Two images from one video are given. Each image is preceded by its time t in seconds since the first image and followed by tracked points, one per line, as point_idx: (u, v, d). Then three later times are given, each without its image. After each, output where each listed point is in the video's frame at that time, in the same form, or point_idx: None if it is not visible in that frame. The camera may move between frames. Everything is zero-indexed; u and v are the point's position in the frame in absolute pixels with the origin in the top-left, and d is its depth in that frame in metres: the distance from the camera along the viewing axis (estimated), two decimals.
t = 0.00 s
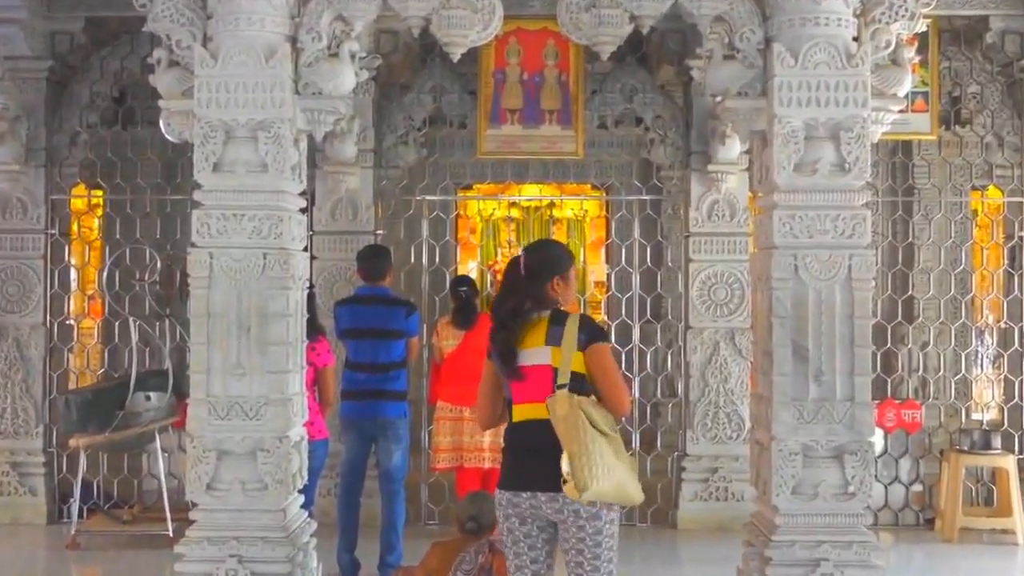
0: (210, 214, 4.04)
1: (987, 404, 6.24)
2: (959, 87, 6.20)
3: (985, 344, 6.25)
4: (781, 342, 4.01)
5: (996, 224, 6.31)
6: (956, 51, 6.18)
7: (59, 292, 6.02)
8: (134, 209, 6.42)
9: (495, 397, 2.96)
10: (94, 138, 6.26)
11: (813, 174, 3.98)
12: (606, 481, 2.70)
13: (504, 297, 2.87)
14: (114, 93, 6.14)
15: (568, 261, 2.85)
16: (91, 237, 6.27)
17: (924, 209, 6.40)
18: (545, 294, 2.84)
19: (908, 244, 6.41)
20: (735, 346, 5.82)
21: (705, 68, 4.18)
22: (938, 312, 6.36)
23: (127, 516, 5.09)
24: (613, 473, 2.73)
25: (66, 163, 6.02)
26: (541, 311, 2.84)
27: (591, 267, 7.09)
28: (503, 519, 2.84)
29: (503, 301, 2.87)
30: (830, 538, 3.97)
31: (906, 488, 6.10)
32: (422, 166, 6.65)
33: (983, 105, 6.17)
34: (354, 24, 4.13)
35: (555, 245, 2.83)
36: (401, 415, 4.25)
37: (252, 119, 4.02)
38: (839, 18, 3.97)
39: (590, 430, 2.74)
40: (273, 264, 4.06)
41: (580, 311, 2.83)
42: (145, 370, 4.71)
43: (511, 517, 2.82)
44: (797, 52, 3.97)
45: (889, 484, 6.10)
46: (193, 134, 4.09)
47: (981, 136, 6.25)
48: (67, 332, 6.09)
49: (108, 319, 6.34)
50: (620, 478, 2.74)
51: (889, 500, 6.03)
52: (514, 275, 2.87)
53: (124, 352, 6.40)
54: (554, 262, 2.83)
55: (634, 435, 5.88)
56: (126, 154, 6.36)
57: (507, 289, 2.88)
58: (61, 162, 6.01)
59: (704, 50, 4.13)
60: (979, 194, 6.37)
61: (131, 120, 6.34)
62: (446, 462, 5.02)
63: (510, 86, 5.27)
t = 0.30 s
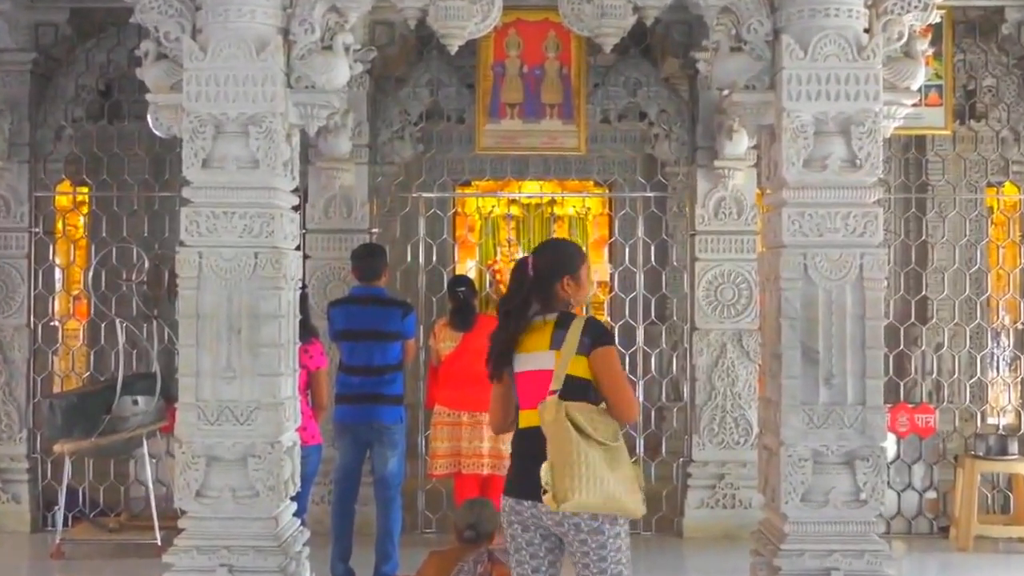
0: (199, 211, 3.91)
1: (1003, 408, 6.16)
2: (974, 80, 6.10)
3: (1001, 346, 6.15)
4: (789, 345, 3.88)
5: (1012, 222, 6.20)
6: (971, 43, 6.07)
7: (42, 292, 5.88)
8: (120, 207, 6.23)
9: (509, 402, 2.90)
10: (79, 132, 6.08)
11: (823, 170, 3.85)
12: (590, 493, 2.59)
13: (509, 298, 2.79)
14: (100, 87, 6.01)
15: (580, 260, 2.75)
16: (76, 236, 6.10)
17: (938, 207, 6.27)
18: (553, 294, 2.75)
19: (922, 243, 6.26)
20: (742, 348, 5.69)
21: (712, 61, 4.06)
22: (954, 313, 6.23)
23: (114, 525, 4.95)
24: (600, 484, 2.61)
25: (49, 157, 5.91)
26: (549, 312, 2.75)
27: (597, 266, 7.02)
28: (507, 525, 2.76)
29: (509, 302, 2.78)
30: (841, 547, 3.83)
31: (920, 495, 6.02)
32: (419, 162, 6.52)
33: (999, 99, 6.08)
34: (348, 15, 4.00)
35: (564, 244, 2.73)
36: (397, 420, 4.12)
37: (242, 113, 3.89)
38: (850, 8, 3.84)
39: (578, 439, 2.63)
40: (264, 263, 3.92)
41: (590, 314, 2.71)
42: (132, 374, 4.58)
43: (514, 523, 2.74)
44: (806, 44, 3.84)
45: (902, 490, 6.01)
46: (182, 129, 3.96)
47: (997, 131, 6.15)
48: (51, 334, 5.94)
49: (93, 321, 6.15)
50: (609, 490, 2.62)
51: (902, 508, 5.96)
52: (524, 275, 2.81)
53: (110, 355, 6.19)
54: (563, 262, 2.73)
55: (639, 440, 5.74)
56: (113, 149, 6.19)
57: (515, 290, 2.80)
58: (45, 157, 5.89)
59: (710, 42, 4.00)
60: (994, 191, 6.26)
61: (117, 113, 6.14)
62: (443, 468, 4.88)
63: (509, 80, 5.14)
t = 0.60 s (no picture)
0: (188, 209, 3.79)
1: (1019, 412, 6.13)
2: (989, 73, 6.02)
3: (1017, 347, 6.16)
4: (799, 346, 3.75)
5: None
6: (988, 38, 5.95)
7: (26, 292, 5.70)
8: (105, 204, 6.23)
9: (529, 407, 2.86)
10: (65, 128, 5.99)
11: (833, 166, 3.72)
12: (585, 512, 2.60)
13: (527, 298, 2.79)
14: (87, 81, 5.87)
15: (599, 258, 2.72)
16: (61, 235, 6.01)
17: (952, 204, 6.31)
18: (572, 293, 2.73)
19: (935, 241, 6.34)
20: (750, 350, 5.55)
21: (718, 54, 3.94)
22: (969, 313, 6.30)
23: (100, 534, 4.83)
24: (598, 502, 2.61)
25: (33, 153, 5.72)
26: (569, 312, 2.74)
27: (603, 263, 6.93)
28: (526, 535, 2.79)
29: (526, 302, 2.78)
30: (853, 556, 3.70)
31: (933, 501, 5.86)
32: (416, 157, 6.64)
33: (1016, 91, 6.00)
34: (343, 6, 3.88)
35: (582, 244, 2.72)
36: (393, 425, 3.99)
37: (233, 107, 3.76)
38: None
39: (576, 455, 2.64)
40: (256, 262, 3.79)
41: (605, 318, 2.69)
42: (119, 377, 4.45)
43: (533, 532, 2.77)
44: (816, 36, 3.71)
45: (915, 497, 5.81)
46: (171, 124, 3.83)
47: (1013, 124, 6.10)
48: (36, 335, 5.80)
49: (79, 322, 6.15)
50: (608, 506, 2.61)
51: (915, 515, 5.73)
52: (544, 274, 2.81)
53: (96, 356, 6.20)
54: (581, 260, 2.71)
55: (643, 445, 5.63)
56: (99, 145, 6.14)
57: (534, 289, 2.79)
58: (30, 153, 5.72)
59: (717, 34, 3.88)
60: (1011, 188, 6.30)
61: (104, 109, 6.13)
62: (441, 474, 4.75)
63: (509, 72, 5.03)
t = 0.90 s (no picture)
0: (177, 206, 3.66)
1: None
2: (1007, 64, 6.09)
3: None
4: (807, 348, 3.63)
5: None
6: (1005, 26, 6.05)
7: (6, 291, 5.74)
8: (94, 200, 6.08)
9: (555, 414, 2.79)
10: (50, 122, 5.93)
11: (844, 162, 3.60)
12: (592, 530, 2.57)
13: (548, 301, 2.70)
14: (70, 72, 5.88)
15: (623, 257, 2.62)
16: (46, 233, 5.94)
17: (966, 202, 6.21)
18: (596, 295, 2.63)
19: (949, 241, 6.24)
20: (758, 352, 5.43)
21: (725, 46, 3.82)
22: (985, 317, 6.18)
23: (86, 541, 4.68)
24: (607, 519, 2.56)
25: (18, 149, 5.82)
26: (595, 316, 2.64)
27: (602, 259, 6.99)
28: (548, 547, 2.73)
29: (547, 305, 2.70)
30: (864, 565, 3.58)
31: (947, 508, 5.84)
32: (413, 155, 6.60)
33: None
34: None
35: (605, 242, 2.62)
36: (389, 429, 3.87)
37: (223, 101, 3.64)
38: None
39: (585, 471, 2.59)
40: (247, 261, 3.67)
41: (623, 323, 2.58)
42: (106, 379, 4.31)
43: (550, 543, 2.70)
44: (826, 28, 3.59)
45: (929, 504, 5.88)
46: (159, 118, 3.71)
47: None
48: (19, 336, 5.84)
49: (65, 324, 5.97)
50: (620, 523, 2.56)
51: (928, 524, 5.79)
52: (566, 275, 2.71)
53: (82, 358, 6.01)
54: (604, 260, 2.61)
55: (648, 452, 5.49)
56: (85, 140, 6.04)
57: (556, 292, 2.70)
58: (12, 148, 5.81)
59: (723, 25, 3.76)
60: None
61: (91, 101, 6.01)
62: (439, 480, 4.63)
63: (508, 65, 4.94)
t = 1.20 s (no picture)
0: (166, 203, 3.55)
1: None
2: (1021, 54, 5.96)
3: None
4: (816, 350, 3.51)
5: None
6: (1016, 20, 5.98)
7: None
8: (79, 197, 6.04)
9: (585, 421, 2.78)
10: (36, 116, 6.01)
11: (854, 158, 3.49)
12: (606, 541, 2.55)
13: (573, 302, 2.66)
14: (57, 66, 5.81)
15: (649, 257, 2.59)
16: (30, 231, 5.90)
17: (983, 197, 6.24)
18: (622, 297, 2.59)
19: (964, 238, 6.29)
20: (765, 354, 5.31)
21: (731, 38, 3.71)
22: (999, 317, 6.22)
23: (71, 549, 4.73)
24: (622, 530, 2.55)
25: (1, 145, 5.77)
26: (622, 319, 2.60)
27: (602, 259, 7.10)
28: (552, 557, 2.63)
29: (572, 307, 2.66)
30: None
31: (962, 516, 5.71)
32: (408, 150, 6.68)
33: None
34: None
35: (632, 242, 2.59)
36: (384, 433, 3.77)
37: (214, 95, 3.53)
38: None
39: (601, 480, 2.59)
40: (239, 260, 3.55)
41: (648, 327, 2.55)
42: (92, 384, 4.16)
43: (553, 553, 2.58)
44: (836, 20, 3.48)
45: (943, 511, 5.69)
46: (148, 112, 3.60)
47: None
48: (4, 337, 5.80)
49: (49, 324, 5.98)
50: (636, 534, 2.55)
51: (943, 531, 5.59)
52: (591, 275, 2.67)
53: (66, 360, 5.98)
54: (631, 260, 2.58)
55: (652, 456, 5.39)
56: (71, 134, 6.14)
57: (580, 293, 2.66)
58: None
59: (730, 17, 3.66)
60: None
61: (78, 95, 6.10)
62: (436, 486, 4.51)
63: (508, 57, 4.87)
